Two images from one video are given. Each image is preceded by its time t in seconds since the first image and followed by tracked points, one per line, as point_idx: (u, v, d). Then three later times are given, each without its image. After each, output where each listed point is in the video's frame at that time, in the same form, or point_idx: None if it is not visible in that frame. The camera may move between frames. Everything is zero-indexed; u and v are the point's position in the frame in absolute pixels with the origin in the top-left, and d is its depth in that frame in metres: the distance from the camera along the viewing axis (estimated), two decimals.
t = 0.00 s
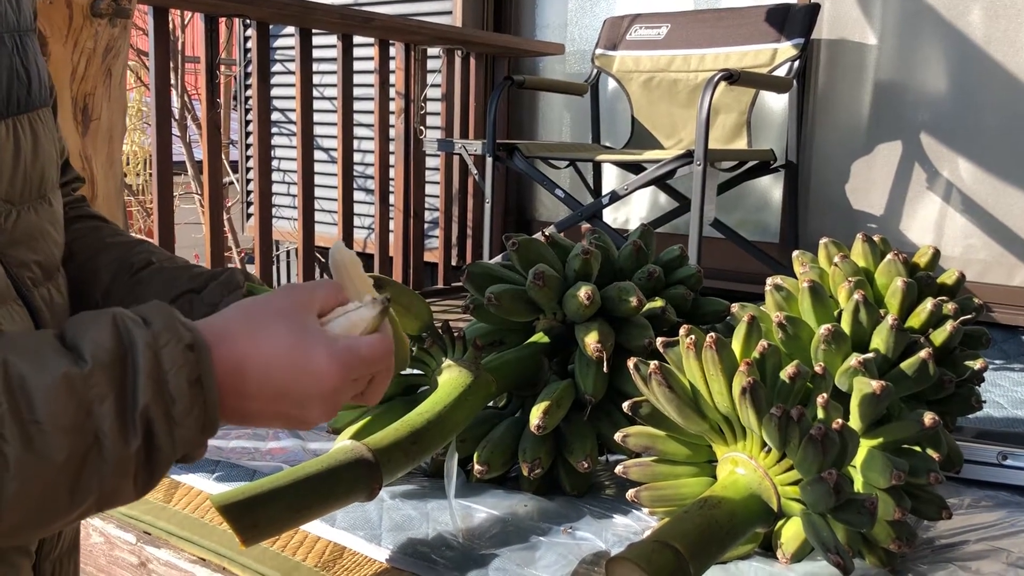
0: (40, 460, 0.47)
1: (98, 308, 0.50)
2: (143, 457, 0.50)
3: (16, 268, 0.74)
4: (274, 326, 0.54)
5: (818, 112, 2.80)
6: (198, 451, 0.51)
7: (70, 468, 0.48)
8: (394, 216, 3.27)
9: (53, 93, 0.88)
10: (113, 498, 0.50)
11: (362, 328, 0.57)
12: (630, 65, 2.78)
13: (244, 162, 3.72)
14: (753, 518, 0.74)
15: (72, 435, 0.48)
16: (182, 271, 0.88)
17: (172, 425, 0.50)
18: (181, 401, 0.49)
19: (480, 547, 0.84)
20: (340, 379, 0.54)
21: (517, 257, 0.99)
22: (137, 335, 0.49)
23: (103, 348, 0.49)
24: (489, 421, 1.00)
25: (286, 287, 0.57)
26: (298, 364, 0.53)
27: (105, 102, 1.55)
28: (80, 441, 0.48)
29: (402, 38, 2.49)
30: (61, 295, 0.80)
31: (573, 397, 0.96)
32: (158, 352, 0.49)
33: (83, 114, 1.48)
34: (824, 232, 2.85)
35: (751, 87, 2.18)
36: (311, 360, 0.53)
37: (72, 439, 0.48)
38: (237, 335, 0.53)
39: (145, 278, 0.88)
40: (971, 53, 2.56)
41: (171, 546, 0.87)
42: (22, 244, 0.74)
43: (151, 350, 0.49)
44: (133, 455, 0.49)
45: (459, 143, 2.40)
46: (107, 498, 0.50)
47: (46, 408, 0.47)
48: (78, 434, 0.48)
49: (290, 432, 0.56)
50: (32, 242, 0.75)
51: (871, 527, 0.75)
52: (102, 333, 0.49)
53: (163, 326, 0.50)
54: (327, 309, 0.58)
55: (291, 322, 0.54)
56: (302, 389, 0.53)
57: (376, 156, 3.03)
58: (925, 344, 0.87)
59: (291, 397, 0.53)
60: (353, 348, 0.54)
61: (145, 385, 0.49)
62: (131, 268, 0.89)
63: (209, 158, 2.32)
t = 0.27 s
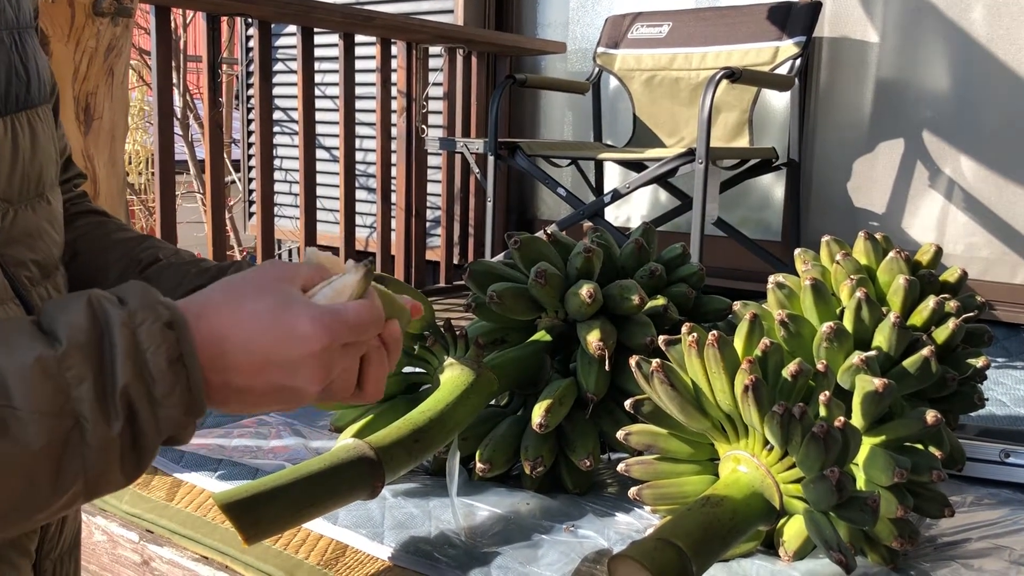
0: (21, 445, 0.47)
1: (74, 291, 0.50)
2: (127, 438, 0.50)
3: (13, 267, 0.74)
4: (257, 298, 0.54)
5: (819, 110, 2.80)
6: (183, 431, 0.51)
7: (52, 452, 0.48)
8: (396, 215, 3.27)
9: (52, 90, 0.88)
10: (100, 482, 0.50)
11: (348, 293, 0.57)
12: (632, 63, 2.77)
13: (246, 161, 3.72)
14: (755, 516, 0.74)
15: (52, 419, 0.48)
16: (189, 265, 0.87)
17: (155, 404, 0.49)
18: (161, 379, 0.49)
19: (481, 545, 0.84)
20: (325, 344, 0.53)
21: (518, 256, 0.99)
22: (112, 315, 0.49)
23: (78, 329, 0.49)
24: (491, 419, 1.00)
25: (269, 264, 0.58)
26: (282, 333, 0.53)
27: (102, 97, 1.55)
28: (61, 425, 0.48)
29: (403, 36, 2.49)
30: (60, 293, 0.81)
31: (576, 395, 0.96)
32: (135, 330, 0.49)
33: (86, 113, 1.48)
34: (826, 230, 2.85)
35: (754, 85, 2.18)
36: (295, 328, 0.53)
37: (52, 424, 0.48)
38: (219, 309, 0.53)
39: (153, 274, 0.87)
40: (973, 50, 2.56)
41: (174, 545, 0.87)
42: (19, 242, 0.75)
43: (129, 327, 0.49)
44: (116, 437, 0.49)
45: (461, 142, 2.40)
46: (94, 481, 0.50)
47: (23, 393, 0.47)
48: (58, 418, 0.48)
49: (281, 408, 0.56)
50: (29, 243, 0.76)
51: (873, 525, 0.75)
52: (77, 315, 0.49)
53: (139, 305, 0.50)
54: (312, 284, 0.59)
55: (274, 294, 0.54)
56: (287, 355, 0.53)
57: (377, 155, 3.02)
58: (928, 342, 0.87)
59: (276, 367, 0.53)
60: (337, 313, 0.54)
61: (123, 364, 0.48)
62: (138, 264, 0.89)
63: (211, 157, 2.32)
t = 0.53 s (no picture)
0: (20, 465, 0.47)
1: (80, 310, 0.50)
2: (127, 461, 0.50)
3: (9, 268, 0.74)
4: (268, 332, 0.54)
5: (820, 110, 2.79)
6: (184, 454, 0.51)
7: (51, 472, 0.48)
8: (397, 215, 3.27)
9: (50, 93, 0.88)
10: (97, 503, 0.50)
11: (361, 332, 0.56)
12: (632, 63, 2.77)
13: (247, 161, 3.72)
14: (756, 517, 0.74)
15: (51, 440, 0.48)
16: (187, 263, 0.88)
17: (156, 428, 0.50)
18: (164, 403, 0.49)
19: (483, 547, 0.84)
20: (334, 389, 0.54)
21: (519, 256, 0.99)
22: (117, 336, 0.49)
23: (81, 350, 0.49)
24: (493, 420, 1.00)
25: (281, 286, 0.56)
26: (292, 374, 0.53)
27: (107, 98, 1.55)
28: (60, 446, 0.48)
29: (404, 37, 2.49)
30: (58, 295, 0.81)
31: (577, 395, 0.96)
32: (139, 352, 0.49)
33: (87, 115, 1.48)
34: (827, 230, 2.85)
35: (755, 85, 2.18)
36: (305, 369, 0.53)
37: (52, 444, 0.48)
38: (229, 339, 0.53)
39: (151, 272, 0.88)
40: (974, 50, 2.56)
41: (175, 546, 0.87)
42: (16, 244, 0.75)
43: (134, 351, 0.49)
44: (116, 459, 0.49)
45: (462, 142, 2.40)
46: (91, 502, 0.50)
47: (22, 413, 0.47)
48: (58, 439, 0.48)
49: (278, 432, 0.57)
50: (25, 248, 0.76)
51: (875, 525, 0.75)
52: (82, 335, 0.49)
53: (145, 327, 0.50)
54: (323, 309, 0.57)
55: (286, 328, 0.54)
56: (296, 396, 0.54)
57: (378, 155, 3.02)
58: (929, 342, 0.87)
59: (283, 406, 0.54)
60: (347, 358, 0.54)
61: (126, 387, 0.49)
62: (135, 263, 0.89)
63: (212, 158, 2.32)
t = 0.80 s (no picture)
0: (13, 460, 0.47)
1: (69, 305, 0.49)
2: (120, 453, 0.49)
3: (11, 270, 0.74)
4: (253, 326, 0.51)
5: (821, 111, 2.79)
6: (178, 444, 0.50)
7: (43, 468, 0.47)
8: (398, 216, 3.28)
9: (48, 95, 0.88)
10: (91, 493, 0.50)
11: (346, 325, 0.52)
12: (633, 65, 2.77)
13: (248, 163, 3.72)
14: (758, 519, 0.74)
15: (45, 434, 0.47)
16: (178, 255, 0.87)
17: (150, 420, 0.48)
18: (156, 395, 0.48)
19: (484, 548, 0.84)
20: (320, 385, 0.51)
21: (520, 258, 0.99)
22: (107, 330, 0.48)
23: (73, 344, 0.48)
24: (494, 421, 1.00)
25: (269, 277, 0.53)
26: (277, 369, 0.51)
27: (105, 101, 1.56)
28: (53, 441, 0.47)
29: (404, 38, 2.49)
30: (58, 296, 0.81)
31: (578, 397, 0.96)
32: (130, 345, 0.48)
33: (87, 118, 1.48)
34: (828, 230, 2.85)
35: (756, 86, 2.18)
36: (291, 363, 0.51)
37: (46, 438, 0.47)
38: (215, 333, 0.50)
39: (144, 263, 0.88)
40: (975, 51, 2.55)
41: (177, 549, 0.87)
42: (17, 246, 0.75)
43: (123, 345, 0.48)
44: (109, 451, 0.48)
45: (463, 144, 2.39)
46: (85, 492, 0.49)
47: (14, 408, 0.46)
48: (51, 434, 0.47)
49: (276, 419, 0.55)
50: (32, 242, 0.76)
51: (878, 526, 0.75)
52: (73, 331, 0.48)
53: (133, 320, 0.48)
54: (311, 298, 0.53)
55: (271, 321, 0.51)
56: (282, 392, 0.51)
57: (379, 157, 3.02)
58: (930, 343, 0.87)
59: (269, 402, 0.51)
60: (334, 353, 0.51)
61: (117, 380, 0.47)
62: (128, 256, 0.89)
63: (213, 160, 2.32)
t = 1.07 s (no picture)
0: None
1: None
2: (69, 269, 0.48)
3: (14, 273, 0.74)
4: (154, 100, 0.50)
5: (822, 113, 2.81)
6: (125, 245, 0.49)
7: None
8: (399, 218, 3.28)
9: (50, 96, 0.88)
10: (62, 321, 0.48)
11: (246, 78, 0.50)
12: (634, 67, 2.78)
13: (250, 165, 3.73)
14: (760, 521, 0.74)
15: None
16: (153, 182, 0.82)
17: (86, 226, 0.47)
18: (80, 199, 0.47)
19: (486, 550, 0.84)
20: (238, 137, 0.49)
21: (522, 260, 0.99)
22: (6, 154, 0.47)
23: None
24: (496, 424, 1.00)
25: (157, 55, 0.52)
26: (191, 134, 0.49)
27: (95, 97, 1.54)
28: None
29: (406, 41, 2.49)
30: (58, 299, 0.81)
31: (580, 400, 0.96)
32: (32, 158, 0.47)
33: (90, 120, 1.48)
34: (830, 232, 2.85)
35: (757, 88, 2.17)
36: (202, 123, 0.49)
37: None
38: (118, 117, 0.49)
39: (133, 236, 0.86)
40: (975, 53, 2.55)
41: (179, 550, 0.87)
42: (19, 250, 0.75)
43: (27, 162, 0.47)
44: (57, 271, 0.47)
45: (464, 146, 2.40)
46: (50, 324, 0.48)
47: None
48: None
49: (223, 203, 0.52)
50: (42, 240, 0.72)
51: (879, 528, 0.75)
52: None
53: (28, 139, 0.48)
54: (207, 70, 0.52)
55: (172, 92, 0.50)
56: (205, 156, 0.49)
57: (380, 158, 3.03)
58: (931, 345, 0.87)
59: (198, 171, 0.49)
60: (243, 102, 0.49)
61: (33, 195, 0.47)
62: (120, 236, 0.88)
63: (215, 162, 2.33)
